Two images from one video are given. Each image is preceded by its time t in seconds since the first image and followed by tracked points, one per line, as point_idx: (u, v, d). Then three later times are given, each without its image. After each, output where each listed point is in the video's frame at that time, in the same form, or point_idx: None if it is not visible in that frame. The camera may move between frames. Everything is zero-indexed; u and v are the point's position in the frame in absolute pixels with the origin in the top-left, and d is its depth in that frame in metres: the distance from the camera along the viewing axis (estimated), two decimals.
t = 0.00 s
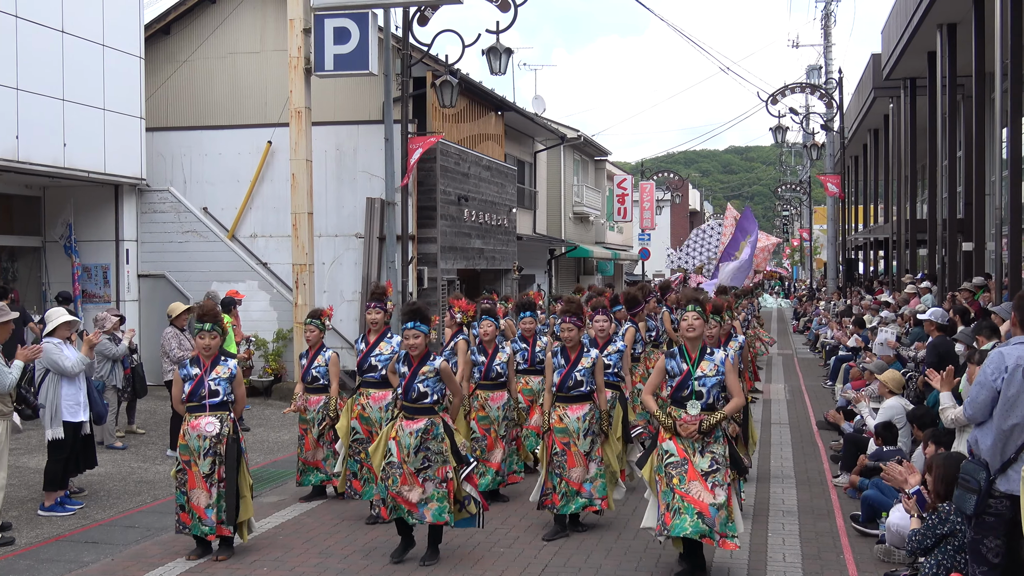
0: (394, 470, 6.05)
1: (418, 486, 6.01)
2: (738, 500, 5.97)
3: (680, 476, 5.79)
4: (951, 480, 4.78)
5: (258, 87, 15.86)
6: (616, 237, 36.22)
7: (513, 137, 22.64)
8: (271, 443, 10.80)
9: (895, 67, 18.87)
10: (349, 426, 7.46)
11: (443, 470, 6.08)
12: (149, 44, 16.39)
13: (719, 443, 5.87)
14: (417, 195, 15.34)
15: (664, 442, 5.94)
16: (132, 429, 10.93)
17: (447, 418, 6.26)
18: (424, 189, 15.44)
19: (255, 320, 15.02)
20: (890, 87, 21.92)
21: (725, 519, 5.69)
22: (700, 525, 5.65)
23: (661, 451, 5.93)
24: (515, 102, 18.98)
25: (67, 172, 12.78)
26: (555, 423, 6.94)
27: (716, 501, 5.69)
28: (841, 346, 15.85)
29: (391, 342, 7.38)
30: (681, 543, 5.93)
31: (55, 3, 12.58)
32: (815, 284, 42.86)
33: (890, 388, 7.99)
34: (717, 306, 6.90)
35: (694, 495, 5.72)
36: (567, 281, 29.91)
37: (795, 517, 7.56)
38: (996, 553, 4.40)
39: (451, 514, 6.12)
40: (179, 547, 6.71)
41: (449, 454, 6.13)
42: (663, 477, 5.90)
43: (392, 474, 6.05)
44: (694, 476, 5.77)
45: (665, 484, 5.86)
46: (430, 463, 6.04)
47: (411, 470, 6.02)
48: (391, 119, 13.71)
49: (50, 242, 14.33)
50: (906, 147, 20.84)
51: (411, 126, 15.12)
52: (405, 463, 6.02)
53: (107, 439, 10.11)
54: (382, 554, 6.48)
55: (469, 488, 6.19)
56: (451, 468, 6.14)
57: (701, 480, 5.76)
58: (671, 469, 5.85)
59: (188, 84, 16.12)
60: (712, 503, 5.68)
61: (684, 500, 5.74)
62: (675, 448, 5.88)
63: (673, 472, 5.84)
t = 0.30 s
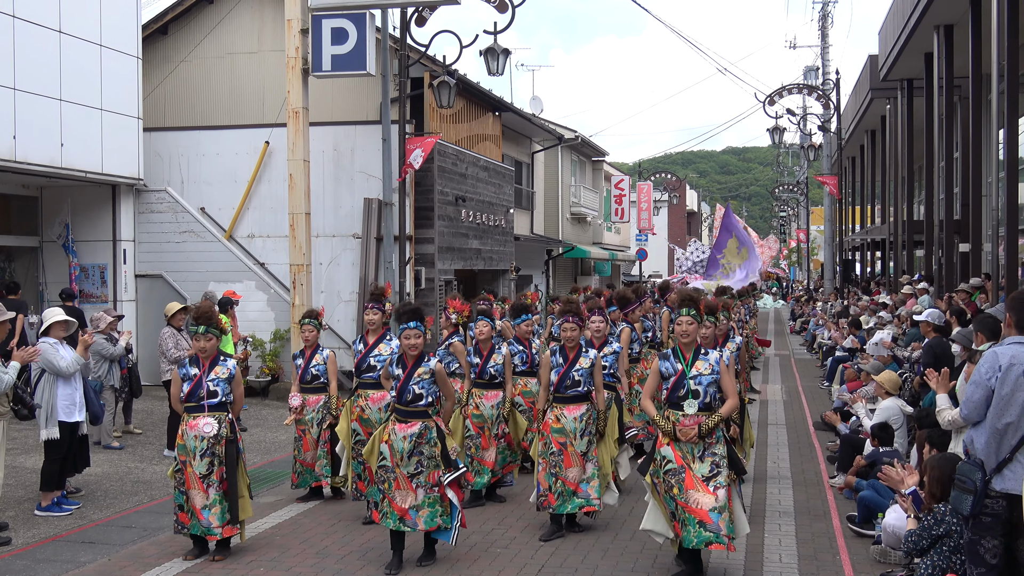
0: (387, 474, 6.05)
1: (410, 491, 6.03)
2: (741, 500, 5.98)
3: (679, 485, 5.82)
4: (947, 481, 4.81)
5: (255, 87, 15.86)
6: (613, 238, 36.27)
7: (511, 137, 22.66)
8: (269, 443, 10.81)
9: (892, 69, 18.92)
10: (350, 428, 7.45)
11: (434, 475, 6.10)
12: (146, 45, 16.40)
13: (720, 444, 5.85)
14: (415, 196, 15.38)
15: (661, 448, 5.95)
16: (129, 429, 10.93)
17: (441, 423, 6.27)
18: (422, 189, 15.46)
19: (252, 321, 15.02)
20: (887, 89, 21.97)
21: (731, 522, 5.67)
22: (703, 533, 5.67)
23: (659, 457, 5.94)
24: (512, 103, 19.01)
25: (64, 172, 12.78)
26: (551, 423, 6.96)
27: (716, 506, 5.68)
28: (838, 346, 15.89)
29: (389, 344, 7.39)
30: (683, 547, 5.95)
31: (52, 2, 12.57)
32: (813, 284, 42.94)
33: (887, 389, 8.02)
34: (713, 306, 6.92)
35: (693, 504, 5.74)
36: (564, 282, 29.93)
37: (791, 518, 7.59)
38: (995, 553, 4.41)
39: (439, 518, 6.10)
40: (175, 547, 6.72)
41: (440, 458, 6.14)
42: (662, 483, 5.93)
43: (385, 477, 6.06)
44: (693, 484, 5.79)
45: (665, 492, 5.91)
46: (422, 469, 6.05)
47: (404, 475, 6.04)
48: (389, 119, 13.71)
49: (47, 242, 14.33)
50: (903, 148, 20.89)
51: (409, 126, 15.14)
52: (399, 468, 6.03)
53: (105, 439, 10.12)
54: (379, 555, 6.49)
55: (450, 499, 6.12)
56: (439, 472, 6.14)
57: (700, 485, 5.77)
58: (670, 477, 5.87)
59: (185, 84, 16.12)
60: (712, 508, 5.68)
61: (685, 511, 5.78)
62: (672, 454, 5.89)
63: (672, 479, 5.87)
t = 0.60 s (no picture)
0: (382, 477, 6.06)
1: (404, 495, 6.00)
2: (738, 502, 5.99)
3: (674, 487, 5.81)
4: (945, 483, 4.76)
5: (253, 87, 15.85)
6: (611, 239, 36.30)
7: (509, 137, 22.67)
8: (266, 443, 10.81)
9: (890, 69, 18.94)
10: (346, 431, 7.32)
11: (426, 477, 6.09)
12: (144, 44, 16.40)
13: (717, 445, 5.88)
14: (413, 195, 15.39)
15: (656, 450, 5.92)
16: (127, 429, 10.92)
17: (434, 426, 6.27)
18: (420, 189, 15.47)
19: (250, 321, 15.02)
20: (885, 89, 22.01)
21: (726, 525, 5.69)
22: (696, 538, 5.71)
23: (654, 458, 5.91)
24: (511, 103, 19.02)
25: (62, 171, 12.76)
26: (549, 423, 6.97)
27: (711, 510, 5.70)
28: (836, 347, 15.91)
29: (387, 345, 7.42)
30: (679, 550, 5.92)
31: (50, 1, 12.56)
32: (810, 284, 42.97)
33: (885, 389, 8.02)
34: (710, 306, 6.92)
35: (688, 508, 5.75)
36: (562, 282, 29.95)
37: (789, 518, 7.59)
38: (1003, 554, 4.44)
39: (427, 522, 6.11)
40: (173, 547, 6.72)
41: (432, 461, 6.15)
42: (657, 484, 5.91)
43: (380, 482, 6.06)
44: (689, 487, 5.78)
45: (659, 492, 5.89)
46: (417, 471, 6.04)
47: (400, 479, 6.01)
48: (386, 119, 13.69)
49: (44, 242, 14.32)
50: (901, 149, 20.91)
51: (407, 126, 15.13)
52: (394, 472, 6.01)
53: (102, 438, 10.11)
54: (377, 555, 6.49)
55: (435, 503, 6.12)
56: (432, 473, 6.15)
57: (696, 488, 5.78)
58: (664, 478, 5.86)
59: (183, 83, 16.11)
60: (707, 514, 5.71)
61: (678, 514, 5.77)
62: (668, 456, 5.86)
63: (667, 480, 5.86)
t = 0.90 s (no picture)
0: (386, 478, 6.03)
1: (410, 495, 6.01)
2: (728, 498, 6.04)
3: (667, 485, 5.84)
4: (943, 489, 4.69)
5: (251, 86, 15.84)
6: (609, 238, 36.32)
7: (508, 137, 22.67)
8: (265, 442, 10.81)
9: (888, 69, 18.96)
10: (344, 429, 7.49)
11: (431, 474, 6.14)
12: (142, 43, 16.39)
13: (712, 444, 5.89)
14: (411, 195, 15.40)
15: (652, 447, 5.96)
16: (125, 428, 10.92)
17: (435, 423, 6.30)
18: (418, 188, 15.47)
19: (248, 320, 15.02)
20: (882, 89, 22.04)
21: (714, 522, 5.71)
22: (687, 534, 5.73)
23: (650, 455, 5.95)
24: (509, 103, 19.03)
25: (60, 170, 12.75)
26: (547, 422, 6.98)
27: (702, 508, 5.73)
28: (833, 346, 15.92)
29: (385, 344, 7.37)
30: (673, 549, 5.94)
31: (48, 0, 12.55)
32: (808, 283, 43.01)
33: (883, 389, 8.04)
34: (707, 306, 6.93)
35: (681, 505, 5.78)
36: (561, 281, 29.96)
37: (787, 517, 7.61)
38: (1015, 557, 4.22)
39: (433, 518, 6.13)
40: (171, 546, 6.72)
41: (436, 457, 6.20)
42: (649, 481, 5.94)
43: (385, 482, 6.03)
44: (683, 485, 5.81)
45: (651, 489, 5.92)
46: (422, 469, 6.07)
47: (405, 478, 6.01)
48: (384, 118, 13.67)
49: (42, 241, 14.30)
50: (898, 149, 20.94)
51: (405, 126, 15.12)
52: (399, 470, 6.01)
53: (100, 437, 10.11)
54: (375, 555, 6.50)
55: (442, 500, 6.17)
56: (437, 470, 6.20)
57: (690, 485, 5.81)
58: (659, 475, 5.89)
59: (181, 82, 16.10)
60: (699, 511, 5.73)
61: (671, 511, 5.79)
62: (664, 454, 5.89)
63: (661, 478, 5.88)
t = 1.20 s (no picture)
0: (387, 472, 6.03)
1: (411, 490, 5.98)
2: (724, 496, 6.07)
3: (663, 479, 5.83)
4: (942, 485, 4.62)
5: (249, 84, 15.83)
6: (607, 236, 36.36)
7: (506, 135, 22.65)
8: (263, 441, 10.81)
9: (886, 66, 18.95)
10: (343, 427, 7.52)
11: (436, 472, 6.09)
12: (140, 41, 16.37)
13: (708, 441, 5.92)
14: (409, 193, 15.40)
15: (649, 441, 5.93)
16: (123, 426, 10.91)
17: (440, 420, 6.27)
18: (416, 186, 15.45)
19: (246, 318, 15.02)
20: (880, 86, 22.02)
21: (705, 518, 5.83)
22: (677, 528, 5.84)
23: (647, 449, 5.91)
24: (507, 101, 19.01)
25: (57, 168, 12.73)
26: (546, 419, 6.98)
27: (694, 504, 5.83)
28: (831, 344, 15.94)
29: (383, 341, 7.38)
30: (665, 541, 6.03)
31: None
32: (807, 280, 43.02)
33: (882, 386, 8.07)
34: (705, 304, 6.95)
35: (673, 500, 5.83)
36: (559, 279, 29.96)
37: (786, 515, 7.61)
38: None
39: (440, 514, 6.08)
40: (170, 545, 6.71)
41: (442, 454, 6.16)
42: (645, 474, 5.88)
43: (386, 475, 6.03)
44: (677, 480, 5.83)
45: (643, 483, 5.87)
46: (424, 466, 6.03)
47: (406, 472, 6.01)
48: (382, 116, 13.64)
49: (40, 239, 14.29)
50: (896, 146, 20.95)
51: (403, 124, 15.11)
52: (399, 465, 6.02)
53: (99, 436, 10.11)
54: (373, 552, 6.50)
55: (449, 497, 6.10)
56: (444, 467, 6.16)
57: (684, 481, 5.85)
58: (654, 470, 5.86)
59: (178, 80, 16.08)
60: (690, 506, 5.83)
61: (664, 505, 5.84)
62: (659, 448, 5.87)
63: (657, 472, 5.85)
